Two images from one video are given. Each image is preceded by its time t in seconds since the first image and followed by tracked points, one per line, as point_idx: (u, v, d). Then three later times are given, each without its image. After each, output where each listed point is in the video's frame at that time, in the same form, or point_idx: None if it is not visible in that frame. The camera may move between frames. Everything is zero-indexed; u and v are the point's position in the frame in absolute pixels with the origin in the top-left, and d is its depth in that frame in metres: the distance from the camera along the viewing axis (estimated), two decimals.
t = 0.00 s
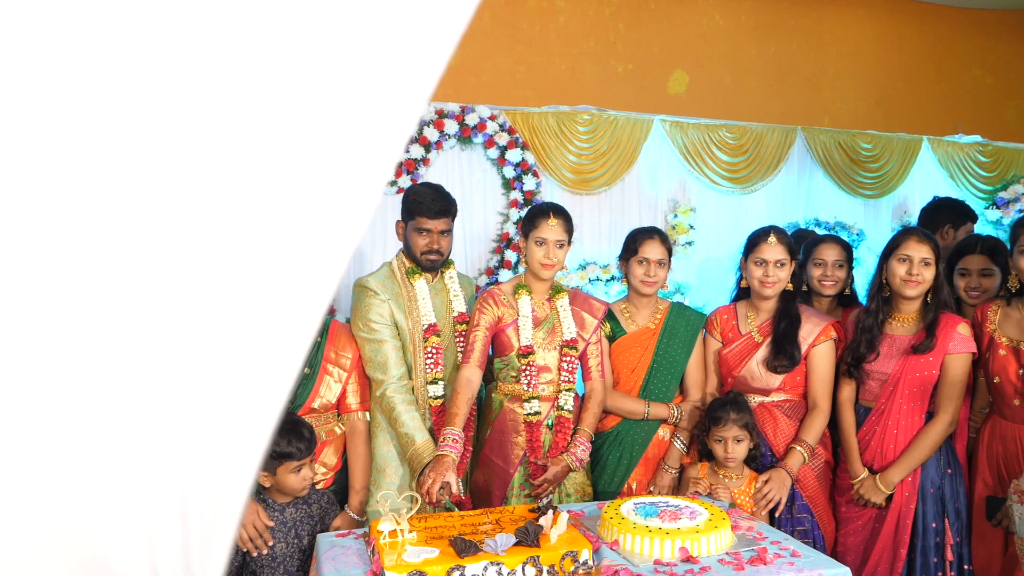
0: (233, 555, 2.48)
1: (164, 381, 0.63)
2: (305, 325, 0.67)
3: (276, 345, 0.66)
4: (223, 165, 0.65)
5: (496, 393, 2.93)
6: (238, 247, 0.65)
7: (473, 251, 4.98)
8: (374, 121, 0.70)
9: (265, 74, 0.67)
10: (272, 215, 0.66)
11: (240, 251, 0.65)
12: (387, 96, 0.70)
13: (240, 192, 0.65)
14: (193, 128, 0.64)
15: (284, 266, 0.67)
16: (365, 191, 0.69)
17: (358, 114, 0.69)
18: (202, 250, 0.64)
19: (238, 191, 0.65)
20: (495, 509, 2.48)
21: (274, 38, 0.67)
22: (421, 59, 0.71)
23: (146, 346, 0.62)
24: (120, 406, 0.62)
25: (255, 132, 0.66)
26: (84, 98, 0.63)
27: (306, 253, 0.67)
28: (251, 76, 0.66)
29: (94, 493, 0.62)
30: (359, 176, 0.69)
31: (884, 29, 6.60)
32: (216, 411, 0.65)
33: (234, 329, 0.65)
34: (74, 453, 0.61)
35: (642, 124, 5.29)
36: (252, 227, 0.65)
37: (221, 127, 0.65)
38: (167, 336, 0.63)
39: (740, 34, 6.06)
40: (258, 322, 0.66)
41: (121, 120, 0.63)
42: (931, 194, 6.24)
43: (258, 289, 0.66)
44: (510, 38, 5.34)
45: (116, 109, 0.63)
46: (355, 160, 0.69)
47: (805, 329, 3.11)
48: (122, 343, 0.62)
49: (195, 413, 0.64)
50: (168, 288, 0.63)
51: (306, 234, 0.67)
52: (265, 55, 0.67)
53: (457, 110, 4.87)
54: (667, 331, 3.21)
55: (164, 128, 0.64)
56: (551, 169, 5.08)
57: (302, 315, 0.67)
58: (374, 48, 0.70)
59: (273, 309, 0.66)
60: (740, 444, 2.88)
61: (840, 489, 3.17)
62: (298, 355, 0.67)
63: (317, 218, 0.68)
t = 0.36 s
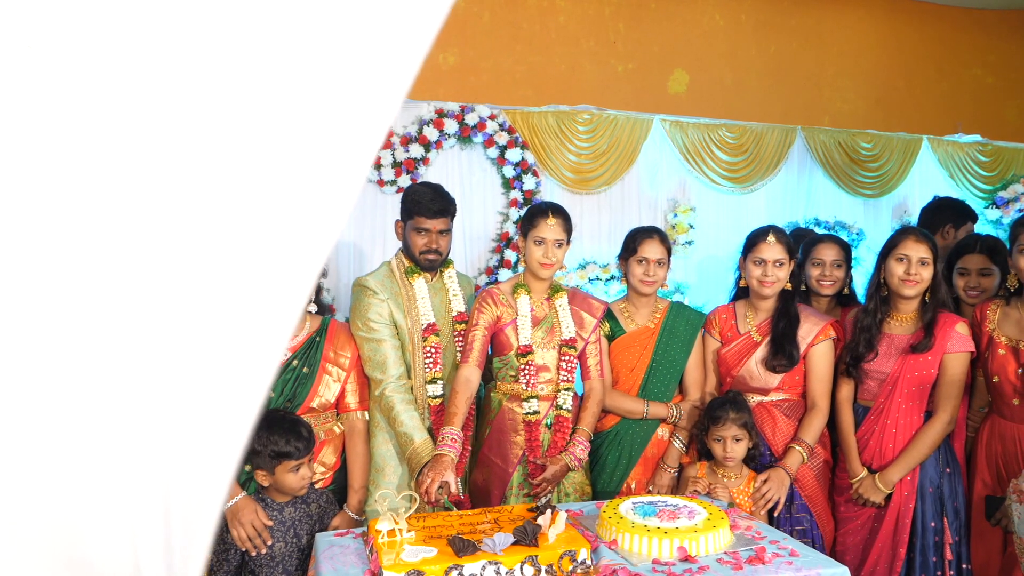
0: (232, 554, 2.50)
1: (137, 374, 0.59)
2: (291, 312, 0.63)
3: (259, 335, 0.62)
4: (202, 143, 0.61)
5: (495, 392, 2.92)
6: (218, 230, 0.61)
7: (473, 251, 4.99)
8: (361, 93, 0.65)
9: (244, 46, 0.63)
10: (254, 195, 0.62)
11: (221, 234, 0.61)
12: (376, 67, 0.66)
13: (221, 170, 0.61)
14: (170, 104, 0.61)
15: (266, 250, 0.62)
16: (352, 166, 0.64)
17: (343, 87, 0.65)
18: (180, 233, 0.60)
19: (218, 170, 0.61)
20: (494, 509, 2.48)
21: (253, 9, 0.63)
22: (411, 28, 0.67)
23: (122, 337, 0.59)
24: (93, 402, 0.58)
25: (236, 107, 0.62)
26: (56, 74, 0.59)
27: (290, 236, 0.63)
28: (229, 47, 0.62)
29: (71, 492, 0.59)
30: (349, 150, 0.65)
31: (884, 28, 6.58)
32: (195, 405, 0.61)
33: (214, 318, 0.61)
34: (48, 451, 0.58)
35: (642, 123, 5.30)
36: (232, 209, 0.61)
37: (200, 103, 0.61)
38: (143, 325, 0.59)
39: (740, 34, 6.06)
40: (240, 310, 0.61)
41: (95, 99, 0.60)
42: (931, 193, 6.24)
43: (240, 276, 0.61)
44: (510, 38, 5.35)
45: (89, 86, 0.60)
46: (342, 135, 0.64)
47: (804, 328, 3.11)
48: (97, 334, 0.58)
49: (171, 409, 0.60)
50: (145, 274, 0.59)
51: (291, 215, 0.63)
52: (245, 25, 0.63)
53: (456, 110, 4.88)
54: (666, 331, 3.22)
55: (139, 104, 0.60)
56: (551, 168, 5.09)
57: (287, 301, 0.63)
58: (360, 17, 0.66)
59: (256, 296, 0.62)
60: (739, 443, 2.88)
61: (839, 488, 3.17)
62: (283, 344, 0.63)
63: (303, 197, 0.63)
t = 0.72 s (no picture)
0: (232, 554, 2.51)
1: (120, 393, 0.69)
2: (255, 342, 0.72)
3: (226, 360, 0.71)
4: (177, 194, 0.71)
5: (494, 391, 2.92)
6: (191, 269, 0.71)
7: (473, 251, 4.99)
8: (317, 147, 0.74)
9: (214, 108, 0.73)
10: (222, 239, 0.71)
11: (193, 273, 0.71)
12: (331, 123, 0.75)
13: (193, 217, 0.71)
14: (149, 159, 0.70)
15: (233, 285, 0.72)
16: (309, 211, 0.74)
17: (301, 142, 0.74)
18: (158, 273, 0.70)
19: (191, 218, 0.71)
20: (493, 508, 2.47)
21: (222, 74, 0.73)
22: (362, 87, 0.76)
23: (107, 363, 0.69)
24: (52, 409, 0.67)
25: (207, 162, 0.72)
26: (52, 134, 0.69)
27: (254, 273, 0.72)
28: (201, 110, 0.72)
29: (58, 497, 0.68)
30: (307, 196, 0.74)
31: (884, 28, 6.57)
32: (170, 423, 0.70)
33: (187, 345, 0.70)
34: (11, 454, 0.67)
35: (642, 123, 5.30)
36: (192, 239, 0.71)
37: (175, 158, 0.71)
38: (125, 353, 0.69)
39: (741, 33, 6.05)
40: (210, 339, 0.71)
41: (84, 155, 0.69)
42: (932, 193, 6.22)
43: (210, 309, 0.71)
44: (510, 37, 5.35)
45: (79, 144, 0.69)
46: (300, 184, 0.74)
47: (803, 328, 3.11)
48: (87, 360, 0.68)
49: (149, 425, 0.69)
50: (127, 309, 0.69)
51: (255, 255, 0.72)
52: (216, 88, 0.73)
53: (456, 109, 4.89)
54: (666, 330, 3.21)
55: (123, 161, 0.70)
56: (551, 168, 5.09)
57: (251, 330, 0.72)
58: (317, 79, 0.75)
59: (224, 326, 0.71)
60: (739, 443, 2.88)
61: (838, 488, 3.17)
62: (249, 368, 0.72)
63: (265, 240, 0.72)
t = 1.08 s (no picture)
0: (231, 553, 2.52)
1: (100, 383, 0.65)
2: (241, 326, 0.69)
3: (206, 349, 0.68)
4: (158, 170, 0.66)
5: (494, 390, 2.91)
6: (130, 279, 0.65)
7: (473, 251, 4.99)
8: (304, 123, 0.71)
9: (197, 78, 0.68)
10: (206, 218, 0.68)
11: (177, 254, 0.66)
12: (320, 96, 0.71)
13: (176, 195, 0.67)
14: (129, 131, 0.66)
15: (215, 262, 0.68)
16: (297, 191, 0.70)
17: (287, 114, 0.70)
18: (137, 254, 0.65)
19: (174, 196, 0.66)
20: (492, 507, 2.47)
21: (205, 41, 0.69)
22: (351, 60, 0.72)
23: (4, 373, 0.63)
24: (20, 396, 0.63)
25: (190, 136, 0.67)
26: None
27: (239, 249, 0.69)
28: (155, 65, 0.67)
29: (28, 487, 0.64)
30: (295, 174, 0.70)
31: (885, 29, 6.57)
32: (152, 412, 0.66)
33: (170, 330, 0.67)
34: None
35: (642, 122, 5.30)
36: (170, 214, 0.66)
37: (156, 130, 0.66)
38: (104, 339, 0.65)
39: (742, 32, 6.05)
40: (193, 323, 0.67)
41: (58, 126, 0.64)
42: (932, 193, 6.22)
43: (193, 291, 0.67)
44: (510, 37, 5.37)
45: (51, 115, 0.64)
46: (286, 162, 0.70)
47: (803, 327, 3.10)
48: (66, 347, 0.64)
49: (130, 415, 0.66)
50: (107, 293, 0.64)
51: (241, 234, 0.68)
52: (198, 57, 0.68)
53: (456, 109, 4.90)
54: (665, 330, 3.22)
55: (100, 132, 0.65)
56: (551, 167, 5.10)
57: (238, 314, 0.68)
58: (305, 34, 0.71)
59: (209, 311, 0.68)
60: (738, 442, 2.88)
61: (837, 487, 3.17)
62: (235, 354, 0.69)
63: (250, 219, 0.69)
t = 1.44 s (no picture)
0: (231, 550, 2.52)
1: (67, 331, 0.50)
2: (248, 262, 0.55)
3: (202, 295, 0.54)
4: (115, 112, 0.51)
5: (494, 389, 2.91)
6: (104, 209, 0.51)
7: (472, 249, 5.00)
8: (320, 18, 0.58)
9: None
10: (207, 125, 0.54)
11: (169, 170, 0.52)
12: None
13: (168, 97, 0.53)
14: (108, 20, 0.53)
15: (212, 189, 0.54)
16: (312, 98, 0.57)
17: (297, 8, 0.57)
18: (117, 168, 0.51)
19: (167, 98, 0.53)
20: (491, 505, 2.47)
21: None
22: None
23: None
24: None
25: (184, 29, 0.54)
26: None
27: (242, 173, 0.55)
28: None
29: None
30: (309, 79, 0.57)
31: (885, 28, 6.55)
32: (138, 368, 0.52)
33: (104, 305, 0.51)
34: None
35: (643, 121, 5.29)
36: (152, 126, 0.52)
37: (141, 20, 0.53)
38: (58, 359, 0.50)
39: (744, 31, 6.03)
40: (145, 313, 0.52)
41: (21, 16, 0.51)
42: (933, 192, 6.22)
43: (188, 217, 0.53)
44: (511, 36, 5.37)
45: None
46: (292, 82, 0.56)
47: (803, 326, 3.10)
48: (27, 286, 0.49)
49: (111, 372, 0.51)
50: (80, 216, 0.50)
51: (248, 149, 0.55)
52: None
53: (457, 108, 4.90)
54: (665, 329, 3.21)
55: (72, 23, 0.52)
56: (551, 166, 5.11)
57: (244, 246, 0.55)
58: None
59: (209, 242, 0.54)
60: (737, 441, 2.89)
61: (837, 486, 3.17)
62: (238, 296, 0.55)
63: (258, 130, 0.55)
